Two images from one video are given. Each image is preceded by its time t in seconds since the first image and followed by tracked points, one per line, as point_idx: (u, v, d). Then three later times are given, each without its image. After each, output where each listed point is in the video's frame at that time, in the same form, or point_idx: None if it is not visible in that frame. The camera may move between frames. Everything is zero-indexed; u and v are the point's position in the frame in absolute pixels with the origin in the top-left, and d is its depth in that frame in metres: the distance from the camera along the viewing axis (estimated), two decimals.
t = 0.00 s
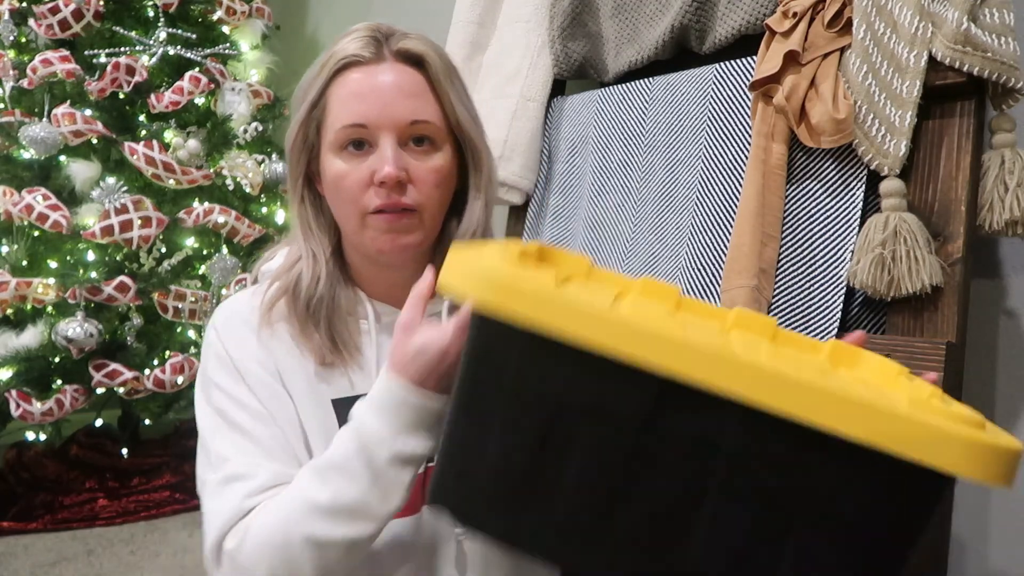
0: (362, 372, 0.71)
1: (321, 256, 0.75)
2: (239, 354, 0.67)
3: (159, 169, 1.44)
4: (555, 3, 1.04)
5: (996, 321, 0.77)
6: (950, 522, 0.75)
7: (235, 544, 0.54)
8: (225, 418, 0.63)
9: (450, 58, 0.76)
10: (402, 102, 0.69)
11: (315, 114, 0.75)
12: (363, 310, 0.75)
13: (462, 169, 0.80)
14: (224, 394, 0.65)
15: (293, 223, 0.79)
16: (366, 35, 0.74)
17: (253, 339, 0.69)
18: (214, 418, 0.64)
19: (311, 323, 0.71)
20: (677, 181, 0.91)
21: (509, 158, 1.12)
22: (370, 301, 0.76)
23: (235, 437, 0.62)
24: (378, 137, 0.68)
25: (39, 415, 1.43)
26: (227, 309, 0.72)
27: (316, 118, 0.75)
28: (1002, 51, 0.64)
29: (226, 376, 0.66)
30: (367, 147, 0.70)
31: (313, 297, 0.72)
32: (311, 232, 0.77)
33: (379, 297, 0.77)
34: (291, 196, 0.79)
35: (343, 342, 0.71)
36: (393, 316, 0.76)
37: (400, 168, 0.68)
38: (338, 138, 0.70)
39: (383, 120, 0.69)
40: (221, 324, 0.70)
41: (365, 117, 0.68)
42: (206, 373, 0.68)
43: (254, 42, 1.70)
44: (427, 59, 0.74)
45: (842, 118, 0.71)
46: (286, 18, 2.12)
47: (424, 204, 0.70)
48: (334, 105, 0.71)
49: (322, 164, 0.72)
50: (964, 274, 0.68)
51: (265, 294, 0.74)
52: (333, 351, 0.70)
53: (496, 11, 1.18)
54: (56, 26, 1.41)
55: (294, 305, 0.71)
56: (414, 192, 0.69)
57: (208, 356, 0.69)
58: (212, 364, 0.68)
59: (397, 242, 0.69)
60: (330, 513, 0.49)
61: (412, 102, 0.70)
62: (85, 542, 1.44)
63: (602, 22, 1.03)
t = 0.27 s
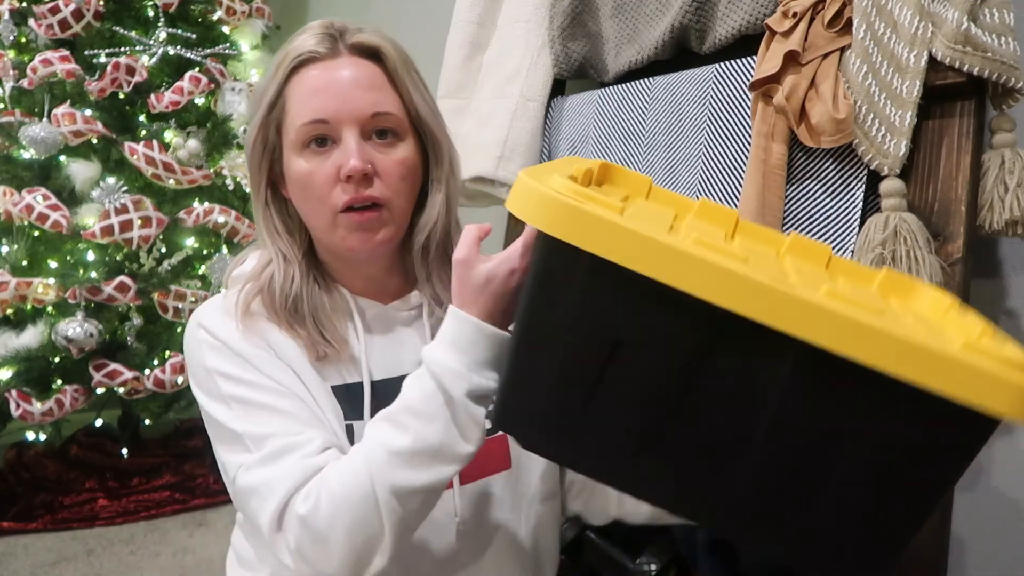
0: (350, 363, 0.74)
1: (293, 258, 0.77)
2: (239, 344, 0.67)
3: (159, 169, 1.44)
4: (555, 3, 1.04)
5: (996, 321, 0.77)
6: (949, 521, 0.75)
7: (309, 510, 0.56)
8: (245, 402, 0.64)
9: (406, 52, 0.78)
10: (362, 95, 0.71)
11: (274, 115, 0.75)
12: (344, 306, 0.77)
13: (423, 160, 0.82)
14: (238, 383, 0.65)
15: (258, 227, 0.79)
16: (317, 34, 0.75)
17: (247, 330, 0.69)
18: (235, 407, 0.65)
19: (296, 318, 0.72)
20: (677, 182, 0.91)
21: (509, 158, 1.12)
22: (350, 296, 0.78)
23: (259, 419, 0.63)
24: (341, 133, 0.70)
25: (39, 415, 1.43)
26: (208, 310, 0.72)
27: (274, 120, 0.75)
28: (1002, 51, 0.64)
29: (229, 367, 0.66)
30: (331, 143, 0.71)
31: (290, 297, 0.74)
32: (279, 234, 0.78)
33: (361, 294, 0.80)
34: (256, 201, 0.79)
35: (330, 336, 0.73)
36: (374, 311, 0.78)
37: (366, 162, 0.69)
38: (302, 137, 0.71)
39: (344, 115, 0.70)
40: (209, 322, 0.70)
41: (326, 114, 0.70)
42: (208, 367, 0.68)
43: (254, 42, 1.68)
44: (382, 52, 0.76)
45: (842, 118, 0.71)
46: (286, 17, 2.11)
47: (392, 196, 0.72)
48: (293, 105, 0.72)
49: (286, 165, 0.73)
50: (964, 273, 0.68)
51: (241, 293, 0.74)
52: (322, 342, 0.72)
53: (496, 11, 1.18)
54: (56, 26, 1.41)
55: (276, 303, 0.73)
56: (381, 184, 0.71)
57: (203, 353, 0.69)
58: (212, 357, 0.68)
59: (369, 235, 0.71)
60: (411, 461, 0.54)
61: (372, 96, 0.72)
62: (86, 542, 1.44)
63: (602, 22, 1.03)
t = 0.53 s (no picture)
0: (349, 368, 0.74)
1: (293, 261, 0.76)
2: (232, 359, 0.69)
3: (159, 169, 1.44)
4: (555, 3, 1.04)
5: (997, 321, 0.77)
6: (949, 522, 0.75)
7: (314, 542, 0.60)
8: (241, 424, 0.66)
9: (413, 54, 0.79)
10: (372, 97, 0.71)
11: (280, 115, 0.74)
12: (344, 309, 0.77)
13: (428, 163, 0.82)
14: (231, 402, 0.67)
15: (258, 226, 0.79)
16: (327, 34, 0.75)
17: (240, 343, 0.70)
18: (232, 425, 0.67)
19: (293, 324, 0.72)
20: (677, 181, 0.91)
21: (508, 158, 1.11)
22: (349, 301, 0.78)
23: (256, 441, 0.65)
24: (351, 134, 0.70)
25: (39, 415, 1.43)
26: (207, 315, 0.73)
27: (280, 120, 0.75)
28: (1002, 51, 0.64)
29: (225, 383, 0.68)
30: (340, 145, 0.71)
31: (289, 301, 0.74)
32: (280, 235, 0.78)
33: (359, 297, 0.79)
34: (257, 200, 0.79)
35: (329, 341, 0.73)
36: (375, 315, 0.78)
37: (375, 164, 0.69)
38: (310, 137, 0.71)
39: (354, 116, 0.70)
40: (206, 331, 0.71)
41: (336, 115, 0.70)
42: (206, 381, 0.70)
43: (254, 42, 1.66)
44: (391, 55, 0.76)
45: (843, 118, 0.71)
46: (286, 18, 2.11)
47: (400, 198, 0.72)
48: (301, 105, 0.72)
49: (292, 165, 0.73)
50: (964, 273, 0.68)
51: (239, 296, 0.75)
52: (319, 349, 0.72)
53: (496, 11, 1.18)
54: (56, 26, 1.41)
55: (273, 308, 0.73)
56: (390, 186, 0.71)
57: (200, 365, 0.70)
58: (209, 371, 0.69)
59: (377, 237, 0.71)
60: (414, 504, 0.58)
61: (381, 97, 0.72)
62: (86, 542, 1.44)
63: (602, 22, 1.03)
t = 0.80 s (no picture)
0: (343, 373, 0.74)
1: (291, 262, 0.77)
2: (224, 364, 0.69)
3: (159, 169, 1.44)
4: (555, 3, 1.04)
5: (997, 320, 0.77)
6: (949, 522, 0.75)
7: (284, 553, 0.60)
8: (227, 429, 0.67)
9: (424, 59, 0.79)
10: (388, 99, 0.71)
11: (289, 112, 0.74)
12: (341, 310, 0.77)
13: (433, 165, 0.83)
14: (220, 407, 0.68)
15: (258, 224, 0.79)
16: (340, 34, 0.75)
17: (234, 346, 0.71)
18: (219, 431, 0.68)
19: (289, 329, 0.73)
20: (677, 181, 0.91)
21: (508, 158, 1.11)
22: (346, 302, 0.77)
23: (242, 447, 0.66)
24: (366, 136, 0.70)
25: (39, 415, 1.43)
26: (203, 318, 0.73)
27: (289, 117, 0.74)
28: (1002, 51, 0.64)
29: (215, 387, 0.69)
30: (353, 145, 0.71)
31: (285, 303, 0.74)
32: (280, 234, 0.78)
33: (356, 298, 0.79)
34: (259, 196, 0.78)
35: (322, 346, 0.73)
36: (371, 315, 0.78)
37: (391, 167, 0.70)
38: (322, 136, 0.70)
39: (370, 117, 0.70)
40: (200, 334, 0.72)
41: (352, 115, 0.70)
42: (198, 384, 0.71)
43: (254, 42, 1.66)
44: (406, 59, 0.77)
45: (843, 118, 0.71)
46: (286, 18, 2.11)
47: (411, 201, 0.73)
48: (314, 104, 0.72)
49: (300, 163, 0.73)
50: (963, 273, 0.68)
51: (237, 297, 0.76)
52: (311, 353, 0.72)
53: (496, 11, 1.18)
54: (56, 26, 1.41)
55: (268, 312, 0.73)
56: (402, 189, 0.71)
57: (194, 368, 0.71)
58: (201, 375, 0.70)
59: (386, 239, 0.71)
60: (379, 518, 0.57)
61: (396, 100, 0.72)
62: (86, 542, 1.44)
63: (602, 22, 1.03)
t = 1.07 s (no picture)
0: (336, 375, 0.74)
1: (290, 260, 0.77)
2: (216, 365, 0.70)
3: (159, 169, 1.44)
4: (555, 2, 1.04)
5: (997, 320, 0.77)
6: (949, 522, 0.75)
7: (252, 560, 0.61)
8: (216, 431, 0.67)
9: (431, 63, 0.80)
10: (405, 99, 0.72)
11: (301, 108, 0.73)
12: (337, 308, 0.77)
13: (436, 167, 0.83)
14: (211, 408, 0.68)
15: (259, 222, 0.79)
16: (354, 32, 0.75)
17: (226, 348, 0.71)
18: (208, 431, 0.68)
19: (282, 329, 0.72)
20: (677, 181, 0.91)
21: (508, 158, 1.11)
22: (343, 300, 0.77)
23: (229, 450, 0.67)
24: (382, 134, 0.70)
25: (39, 415, 1.43)
26: (200, 316, 0.74)
27: (300, 113, 0.73)
28: (1002, 51, 0.64)
29: (207, 387, 0.69)
30: (367, 142, 0.71)
31: (282, 302, 0.74)
32: (283, 232, 0.78)
33: (355, 297, 0.79)
34: (262, 192, 0.77)
35: (315, 347, 0.73)
36: (368, 314, 0.77)
37: (406, 165, 0.70)
38: (338, 132, 0.70)
39: (388, 115, 0.70)
40: (196, 333, 0.72)
41: (371, 112, 0.70)
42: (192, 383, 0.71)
43: (254, 42, 1.66)
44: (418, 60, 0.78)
45: (843, 118, 0.71)
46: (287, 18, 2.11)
47: (421, 200, 0.73)
48: (329, 100, 0.71)
49: (311, 159, 0.73)
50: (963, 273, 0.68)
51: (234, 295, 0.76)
52: (303, 355, 0.72)
53: (496, 10, 1.17)
54: (56, 26, 1.41)
55: (263, 311, 0.73)
56: (415, 188, 0.72)
57: (189, 366, 0.72)
58: (196, 374, 0.71)
59: (395, 237, 0.71)
60: (324, 533, 0.57)
61: (411, 100, 0.72)
62: (85, 542, 1.44)
63: (602, 22, 1.03)
